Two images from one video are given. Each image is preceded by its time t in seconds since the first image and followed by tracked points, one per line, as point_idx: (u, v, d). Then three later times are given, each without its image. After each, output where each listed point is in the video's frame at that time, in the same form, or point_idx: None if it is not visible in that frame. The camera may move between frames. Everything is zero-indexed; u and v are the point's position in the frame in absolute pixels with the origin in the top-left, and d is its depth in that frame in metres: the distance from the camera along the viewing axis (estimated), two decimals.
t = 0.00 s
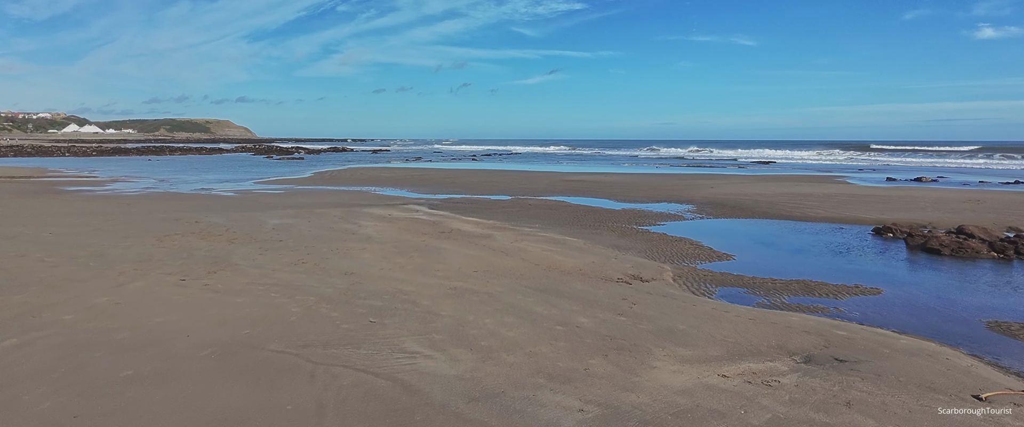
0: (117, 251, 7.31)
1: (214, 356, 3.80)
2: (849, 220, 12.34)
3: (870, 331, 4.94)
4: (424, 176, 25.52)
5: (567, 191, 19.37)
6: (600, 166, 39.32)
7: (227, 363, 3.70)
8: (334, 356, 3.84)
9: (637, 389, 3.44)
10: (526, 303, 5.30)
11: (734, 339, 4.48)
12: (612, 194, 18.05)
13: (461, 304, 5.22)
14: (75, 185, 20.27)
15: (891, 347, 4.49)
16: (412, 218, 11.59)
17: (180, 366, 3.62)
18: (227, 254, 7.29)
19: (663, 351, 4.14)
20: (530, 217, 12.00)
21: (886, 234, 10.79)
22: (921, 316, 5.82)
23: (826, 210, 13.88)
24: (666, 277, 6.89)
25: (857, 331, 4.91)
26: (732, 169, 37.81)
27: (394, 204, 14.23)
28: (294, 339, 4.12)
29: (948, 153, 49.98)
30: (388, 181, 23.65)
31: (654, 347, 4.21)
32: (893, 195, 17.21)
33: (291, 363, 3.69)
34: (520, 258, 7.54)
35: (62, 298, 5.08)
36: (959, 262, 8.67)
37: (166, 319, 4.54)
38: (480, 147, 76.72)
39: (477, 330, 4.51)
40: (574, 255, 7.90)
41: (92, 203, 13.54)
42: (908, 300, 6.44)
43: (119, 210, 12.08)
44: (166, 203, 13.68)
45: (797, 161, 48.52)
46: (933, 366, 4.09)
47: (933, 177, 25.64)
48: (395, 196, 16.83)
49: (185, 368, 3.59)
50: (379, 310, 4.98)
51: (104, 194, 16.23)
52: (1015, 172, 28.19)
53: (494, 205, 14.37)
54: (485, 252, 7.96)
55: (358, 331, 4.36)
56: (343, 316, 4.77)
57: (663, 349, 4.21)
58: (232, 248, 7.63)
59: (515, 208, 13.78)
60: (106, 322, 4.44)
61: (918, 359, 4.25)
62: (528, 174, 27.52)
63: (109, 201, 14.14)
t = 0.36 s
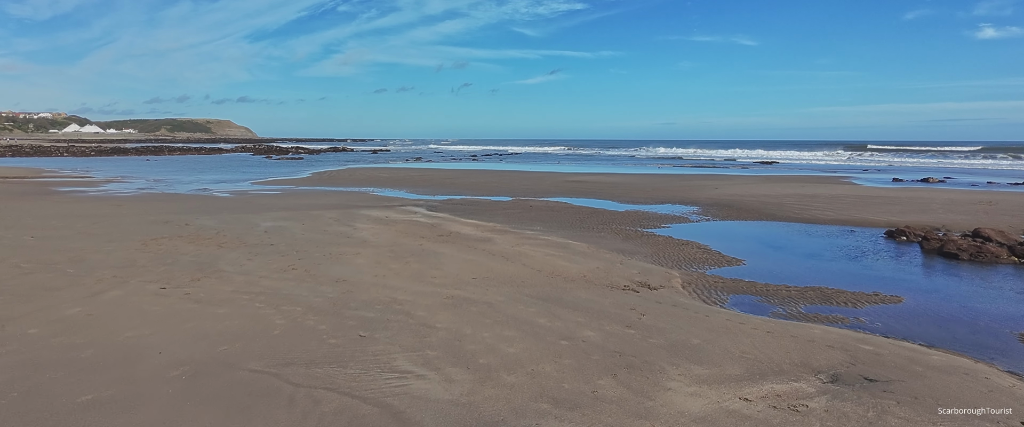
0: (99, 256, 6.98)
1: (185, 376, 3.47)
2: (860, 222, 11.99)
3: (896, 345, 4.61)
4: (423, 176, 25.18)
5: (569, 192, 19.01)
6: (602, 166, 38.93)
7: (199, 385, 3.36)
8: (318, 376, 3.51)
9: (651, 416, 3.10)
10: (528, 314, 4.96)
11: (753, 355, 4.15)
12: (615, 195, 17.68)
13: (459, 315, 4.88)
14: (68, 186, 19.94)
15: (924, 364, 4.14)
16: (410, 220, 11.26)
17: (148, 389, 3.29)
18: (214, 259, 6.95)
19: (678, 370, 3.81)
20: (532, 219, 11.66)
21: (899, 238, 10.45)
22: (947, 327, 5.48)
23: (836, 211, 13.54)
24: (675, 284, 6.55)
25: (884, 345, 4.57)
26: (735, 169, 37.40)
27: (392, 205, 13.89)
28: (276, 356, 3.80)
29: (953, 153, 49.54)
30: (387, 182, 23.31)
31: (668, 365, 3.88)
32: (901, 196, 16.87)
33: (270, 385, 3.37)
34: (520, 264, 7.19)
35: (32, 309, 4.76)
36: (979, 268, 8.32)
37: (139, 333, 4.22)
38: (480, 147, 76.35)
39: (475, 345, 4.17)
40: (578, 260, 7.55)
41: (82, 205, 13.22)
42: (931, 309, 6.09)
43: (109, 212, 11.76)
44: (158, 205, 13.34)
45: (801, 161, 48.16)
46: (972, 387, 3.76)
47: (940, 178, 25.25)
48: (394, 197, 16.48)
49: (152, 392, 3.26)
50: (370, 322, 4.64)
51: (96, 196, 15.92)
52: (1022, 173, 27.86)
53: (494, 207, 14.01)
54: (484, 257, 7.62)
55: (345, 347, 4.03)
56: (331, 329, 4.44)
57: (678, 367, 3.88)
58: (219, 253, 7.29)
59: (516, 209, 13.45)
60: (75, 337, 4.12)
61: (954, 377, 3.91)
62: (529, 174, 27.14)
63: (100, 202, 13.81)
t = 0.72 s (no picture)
0: (76, 262, 6.60)
1: (145, 405, 3.09)
2: (873, 225, 11.60)
3: (933, 364, 4.22)
4: (423, 177, 24.80)
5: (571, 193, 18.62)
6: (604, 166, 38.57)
7: (159, 415, 2.98)
8: (295, 404, 3.13)
9: None
10: (530, 328, 4.58)
11: (779, 377, 3.77)
12: (618, 196, 17.30)
13: (455, 330, 4.50)
14: (61, 186, 19.62)
15: (967, 387, 3.76)
16: (408, 222, 10.89)
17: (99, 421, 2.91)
18: (197, 265, 6.57)
19: (697, 395, 3.43)
20: (533, 222, 11.28)
21: (915, 241, 10.06)
22: (981, 340, 5.10)
23: (846, 213, 13.15)
24: (686, 292, 6.17)
25: (919, 364, 4.18)
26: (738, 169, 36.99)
27: (390, 207, 13.51)
28: (250, 380, 3.42)
29: (959, 153, 49.11)
30: (386, 182, 22.92)
31: (686, 389, 3.50)
32: (911, 197, 16.49)
33: (239, 415, 2.98)
34: (522, 271, 6.81)
35: None
36: (1003, 274, 7.93)
37: (103, 352, 3.84)
38: (481, 147, 76.01)
39: (472, 365, 3.78)
40: (582, 266, 7.18)
41: (71, 206, 12.86)
42: (960, 320, 5.71)
43: (97, 213, 11.39)
44: (148, 206, 12.98)
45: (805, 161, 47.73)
46: None
47: (948, 179, 24.74)
48: (392, 198, 16.10)
49: (105, 424, 2.88)
50: (358, 337, 4.27)
51: (87, 197, 15.58)
52: None
53: (494, 208, 13.63)
54: (483, 262, 7.25)
55: (328, 368, 3.65)
56: (315, 347, 4.05)
57: (698, 392, 3.49)
58: (204, 259, 6.91)
59: (517, 211, 13.08)
60: (31, 356, 3.74)
61: (1005, 404, 3.52)
62: (530, 175, 26.74)
63: (90, 204, 13.45)
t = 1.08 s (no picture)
0: (50, 269, 6.21)
1: None
2: (886, 228, 11.19)
3: (978, 387, 3.83)
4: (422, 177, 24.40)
5: (573, 194, 18.21)
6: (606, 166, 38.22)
7: None
8: None
9: None
10: (534, 346, 4.19)
11: (812, 405, 3.38)
12: (622, 197, 16.89)
13: (450, 348, 4.11)
14: (53, 187, 19.25)
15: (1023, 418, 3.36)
16: (405, 225, 10.50)
17: None
18: (178, 273, 6.19)
19: None
20: (535, 225, 10.89)
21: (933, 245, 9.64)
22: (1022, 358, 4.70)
23: (858, 216, 12.74)
24: (699, 303, 5.77)
25: (965, 388, 3.79)
26: (742, 170, 36.56)
27: (387, 209, 13.11)
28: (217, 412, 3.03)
29: (964, 153, 48.73)
30: (384, 182, 22.52)
31: (710, 422, 3.11)
32: (923, 198, 16.07)
33: None
34: (524, 279, 6.41)
35: None
36: None
37: (58, 376, 3.46)
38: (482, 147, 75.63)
39: (468, 392, 3.39)
40: (587, 273, 6.78)
41: (59, 208, 12.50)
42: (994, 334, 5.31)
43: (83, 216, 11.03)
44: (138, 207, 12.61)
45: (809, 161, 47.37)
46: None
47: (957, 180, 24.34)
48: (390, 199, 15.69)
49: None
50: (345, 357, 3.88)
51: (78, 198, 15.21)
52: None
53: (495, 211, 13.23)
54: (482, 269, 6.85)
55: (307, 396, 3.26)
56: (295, 369, 3.66)
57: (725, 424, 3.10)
58: (186, 266, 6.53)
59: (518, 213, 12.70)
60: None
61: None
62: (531, 175, 26.33)
63: (79, 205, 13.09)
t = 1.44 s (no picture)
0: (17, 278, 5.81)
1: None
2: (901, 232, 10.77)
3: None
4: (421, 178, 24.00)
5: (575, 195, 17.80)
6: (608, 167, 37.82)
7: None
8: None
9: None
10: (536, 368, 3.78)
11: None
12: (625, 199, 16.48)
13: (443, 370, 3.70)
14: (44, 187, 18.88)
15: None
16: (401, 229, 10.10)
17: None
18: (155, 282, 5.78)
19: None
20: (536, 228, 10.47)
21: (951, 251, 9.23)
22: None
23: (870, 218, 12.31)
24: (713, 315, 5.36)
25: (1019, 418, 3.38)
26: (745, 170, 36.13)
27: (384, 211, 12.72)
28: None
29: (968, 155, 48.36)
30: (383, 183, 22.13)
31: None
32: (935, 200, 15.63)
33: None
34: (524, 288, 6.01)
35: None
36: None
37: None
38: (482, 147, 75.20)
39: (462, 426, 2.99)
40: (592, 281, 6.37)
41: (44, 210, 12.08)
42: None
43: (67, 218, 10.62)
44: (127, 210, 12.20)
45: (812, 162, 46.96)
46: None
47: (965, 181, 23.91)
48: (387, 201, 15.28)
49: None
50: (324, 382, 3.48)
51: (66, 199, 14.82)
52: None
53: (495, 213, 12.82)
54: (481, 277, 6.44)
55: None
56: (268, 398, 3.25)
57: None
58: (164, 275, 6.12)
59: (519, 216, 12.29)
60: None
61: None
62: (533, 176, 25.92)
63: (66, 207, 12.68)
